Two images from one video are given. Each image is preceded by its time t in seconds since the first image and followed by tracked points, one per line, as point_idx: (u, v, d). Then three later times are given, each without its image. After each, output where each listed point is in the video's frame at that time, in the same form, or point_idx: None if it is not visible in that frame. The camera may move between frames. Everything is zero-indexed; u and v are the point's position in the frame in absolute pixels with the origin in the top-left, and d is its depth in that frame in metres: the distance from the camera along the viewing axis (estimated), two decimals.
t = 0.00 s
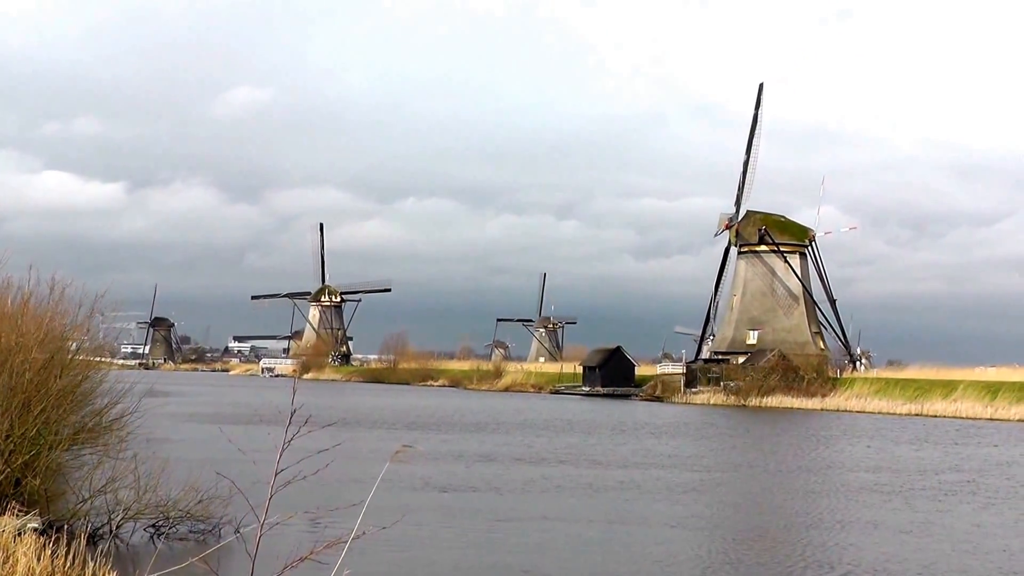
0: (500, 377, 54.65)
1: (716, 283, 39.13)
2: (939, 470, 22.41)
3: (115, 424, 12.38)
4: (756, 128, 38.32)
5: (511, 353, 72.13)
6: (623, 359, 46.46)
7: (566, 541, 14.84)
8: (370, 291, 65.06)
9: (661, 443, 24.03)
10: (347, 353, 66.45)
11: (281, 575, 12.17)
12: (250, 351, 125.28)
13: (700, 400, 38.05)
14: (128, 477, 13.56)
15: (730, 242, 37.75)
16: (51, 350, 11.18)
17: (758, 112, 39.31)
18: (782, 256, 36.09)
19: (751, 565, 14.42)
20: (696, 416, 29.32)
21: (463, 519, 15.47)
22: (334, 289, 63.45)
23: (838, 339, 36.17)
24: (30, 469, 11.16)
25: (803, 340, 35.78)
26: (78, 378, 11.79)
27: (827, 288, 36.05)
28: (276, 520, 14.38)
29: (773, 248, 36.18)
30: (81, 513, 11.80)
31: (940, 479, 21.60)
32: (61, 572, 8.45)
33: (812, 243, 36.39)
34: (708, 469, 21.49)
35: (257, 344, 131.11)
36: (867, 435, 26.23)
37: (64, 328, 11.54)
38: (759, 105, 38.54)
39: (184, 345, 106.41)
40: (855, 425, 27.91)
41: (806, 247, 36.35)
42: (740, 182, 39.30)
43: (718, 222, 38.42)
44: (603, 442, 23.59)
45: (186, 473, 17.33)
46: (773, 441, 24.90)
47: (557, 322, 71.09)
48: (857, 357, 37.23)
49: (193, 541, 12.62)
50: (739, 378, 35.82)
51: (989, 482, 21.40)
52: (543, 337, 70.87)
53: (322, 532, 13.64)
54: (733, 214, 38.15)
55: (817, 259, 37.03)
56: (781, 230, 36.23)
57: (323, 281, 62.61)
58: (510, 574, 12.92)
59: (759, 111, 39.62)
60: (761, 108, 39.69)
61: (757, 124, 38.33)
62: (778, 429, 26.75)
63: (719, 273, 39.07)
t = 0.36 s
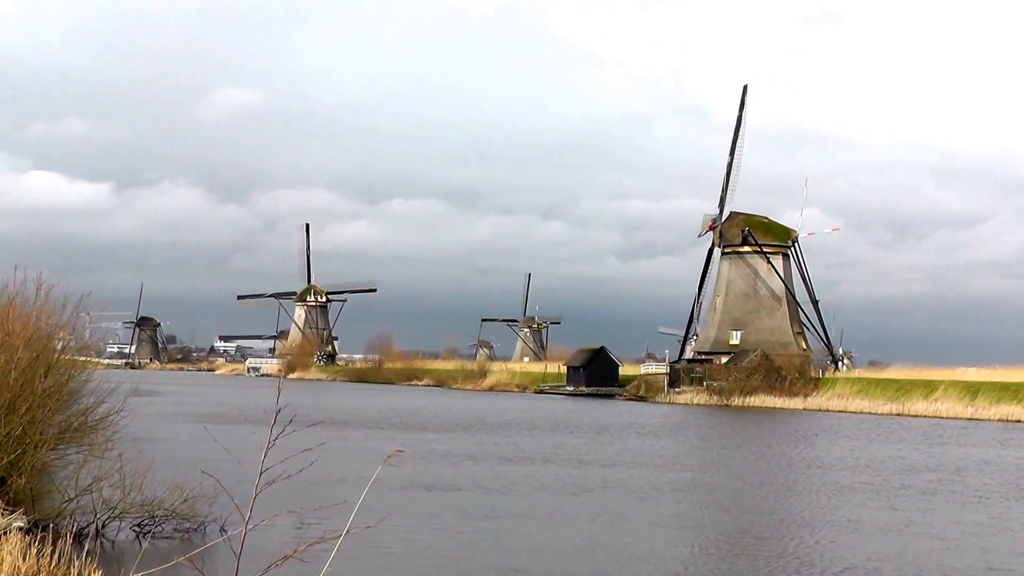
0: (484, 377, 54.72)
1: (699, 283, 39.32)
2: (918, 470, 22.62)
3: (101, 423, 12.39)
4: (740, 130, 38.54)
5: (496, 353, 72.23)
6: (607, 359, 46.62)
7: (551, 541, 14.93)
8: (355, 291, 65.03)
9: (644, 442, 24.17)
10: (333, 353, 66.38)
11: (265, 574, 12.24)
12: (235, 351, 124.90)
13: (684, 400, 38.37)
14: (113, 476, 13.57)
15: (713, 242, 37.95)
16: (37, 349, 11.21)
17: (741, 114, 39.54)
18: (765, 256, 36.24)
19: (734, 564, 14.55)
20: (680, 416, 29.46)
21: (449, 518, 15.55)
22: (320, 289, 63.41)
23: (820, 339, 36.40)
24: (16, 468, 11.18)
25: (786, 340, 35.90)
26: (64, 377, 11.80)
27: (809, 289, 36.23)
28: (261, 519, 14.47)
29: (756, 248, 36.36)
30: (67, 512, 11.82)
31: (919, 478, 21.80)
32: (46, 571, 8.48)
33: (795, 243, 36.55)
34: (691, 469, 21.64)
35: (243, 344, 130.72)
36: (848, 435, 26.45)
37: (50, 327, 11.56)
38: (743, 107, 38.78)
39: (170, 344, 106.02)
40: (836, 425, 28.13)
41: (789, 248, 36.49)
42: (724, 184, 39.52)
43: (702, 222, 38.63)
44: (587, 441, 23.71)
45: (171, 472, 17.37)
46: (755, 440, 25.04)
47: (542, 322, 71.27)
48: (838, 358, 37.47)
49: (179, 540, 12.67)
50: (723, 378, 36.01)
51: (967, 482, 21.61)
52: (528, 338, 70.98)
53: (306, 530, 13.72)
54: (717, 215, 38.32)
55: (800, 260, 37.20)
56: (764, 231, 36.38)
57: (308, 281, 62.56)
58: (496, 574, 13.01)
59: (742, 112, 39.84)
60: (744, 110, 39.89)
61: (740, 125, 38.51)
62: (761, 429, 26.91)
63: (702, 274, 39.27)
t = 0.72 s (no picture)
0: (469, 377, 54.79)
1: (682, 283, 39.53)
2: (899, 468, 22.81)
3: (87, 422, 12.43)
4: (723, 131, 38.78)
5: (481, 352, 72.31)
6: (591, 359, 46.77)
7: (537, 539, 15.01)
8: (340, 291, 65.04)
9: (625, 440, 24.32)
10: (318, 353, 66.33)
11: (249, 573, 12.29)
12: (221, 351, 124.57)
13: (668, 399, 38.52)
14: (98, 474, 13.60)
15: (696, 242, 38.17)
16: (23, 349, 11.24)
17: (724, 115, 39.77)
18: (748, 256, 36.50)
19: (719, 561, 14.67)
20: (662, 414, 29.63)
21: (434, 516, 15.61)
22: (305, 289, 63.35)
23: (802, 339, 36.66)
24: (2, 468, 11.22)
25: (769, 340, 36.15)
26: (49, 377, 11.83)
27: (791, 288, 36.47)
28: (245, 517, 14.56)
29: (739, 248, 36.61)
30: (53, 511, 11.86)
31: (898, 476, 21.99)
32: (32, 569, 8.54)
33: (778, 244, 36.82)
34: (673, 467, 21.78)
35: (228, 343, 130.43)
36: (828, 433, 26.67)
37: (35, 327, 11.59)
38: (726, 108, 39.00)
39: (156, 344, 105.81)
40: (817, 423, 28.34)
41: (772, 248, 36.76)
42: (707, 184, 39.73)
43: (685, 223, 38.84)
44: (568, 439, 23.85)
45: (156, 470, 17.39)
46: (738, 439, 25.19)
47: (525, 321, 71.44)
48: (820, 357, 37.75)
49: (163, 539, 12.73)
50: (705, 377, 36.14)
51: (946, 479, 21.82)
52: (512, 337, 71.10)
53: (291, 529, 13.79)
54: (700, 215, 38.52)
55: (782, 260, 37.50)
56: (746, 231, 36.65)
57: (294, 280, 62.51)
58: (481, 572, 13.08)
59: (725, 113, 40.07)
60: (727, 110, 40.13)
61: (723, 126, 38.75)
62: (744, 427, 27.06)
63: (686, 274, 39.48)
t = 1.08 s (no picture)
0: (453, 376, 54.85)
1: (665, 283, 39.76)
2: (879, 464, 23.07)
3: (74, 421, 12.49)
4: (705, 132, 39.06)
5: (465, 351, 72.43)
6: (574, 358, 46.97)
7: (523, 536, 15.18)
8: (325, 290, 65.03)
9: (605, 438, 24.46)
10: (303, 352, 66.27)
11: (236, 570, 12.40)
12: (207, 350, 124.24)
13: (651, 398, 38.62)
14: (84, 473, 13.67)
15: (679, 242, 38.41)
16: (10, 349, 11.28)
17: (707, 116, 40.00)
18: (731, 256, 36.77)
19: (703, 557, 14.85)
20: (645, 412, 29.79)
21: (420, 514, 15.74)
22: (290, 288, 63.29)
23: (784, 337, 36.93)
24: None
25: (751, 338, 36.37)
26: (36, 376, 11.88)
27: (774, 287, 36.72)
28: (231, 516, 14.65)
29: (722, 248, 36.85)
30: (39, 510, 11.92)
31: (878, 473, 22.24)
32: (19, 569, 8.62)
33: (760, 243, 37.14)
34: (653, 464, 21.94)
35: (214, 342, 130.09)
36: (807, 431, 26.89)
37: (22, 327, 11.64)
38: (707, 109, 39.22)
39: (141, 343, 105.46)
40: (798, 421, 28.56)
41: (754, 247, 37.07)
42: (690, 184, 39.95)
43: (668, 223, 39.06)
44: (549, 438, 23.98)
45: (143, 469, 17.48)
46: (719, 436, 25.42)
47: (509, 320, 71.63)
48: (802, 356, 38.04)
49: (149, 538, 12.82)
50: (690, 375, 36.37)
51: (925, 475, 22.10)
52: (496, 336, 71.24)
53: (277, 526, 13.89)
54: (683, 214, 38.75)
55: (764, 260, 37.83)
56: (729, 231, 36.90)
57: (279, 280, 62.45)
58: (468, 569, 13.21)
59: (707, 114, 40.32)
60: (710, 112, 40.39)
61: (706, 126, 39.01)
62: (726, 425, 27.29)
63: (668, 274, 39.69)
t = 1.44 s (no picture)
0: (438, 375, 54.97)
1: (648, 282, 39.97)
2: (860, 461, 23.32)
3: (60, 420, 12.53)
4: (687, 131, 39.22)
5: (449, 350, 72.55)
6: (559, 356, 47.20)
7: (507, 532, 15.33)
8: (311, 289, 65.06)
9: (587, 436, 24.62)
10: (289, 351, 66.27)
11: (221, 568, 12.50)
12: (193, 349, 123.96)
13: (635, 395, 39.19)
14: (70, 471, 13.72)
15: (662, 242, 38.62)
16: None
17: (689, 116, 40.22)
18: (713, 255, 36.98)
19: (686, 553, 15.04)
20: (628, 410, 29.97)
21: (405, 511, 15.85)
22: (276, 288, 63.25)
23: (766, 336, 37.19)
24: None
25: (734, 336, 36.56)
26: (22, 375, 11.92)
27: (756, 286, 36.97)
28: (216, 514, 14.73)
29: (704, 247, 37.06)
30: (25, 509, 11.96)
31: (859, 469, 22.48)
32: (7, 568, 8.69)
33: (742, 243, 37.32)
34: (635, 461, 22.10)
35: (200, 341, 129.81)
36: (788, 428, 27.12)
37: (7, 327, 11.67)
38: (689, 109, 39.44)
39: (127, 343, 105.21)
40: (780, 418, 28.79)
41: (737, 247, 37.29)
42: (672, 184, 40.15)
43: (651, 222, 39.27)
44: (532, 435, 24.11)
45: (130, 467, 17.57)
46: (702, 434, 25.61)
47: (494, 319, 71.75)
48: (784, 354, 38.33)
49: (136, 536, 12.89)
50: (671, 373, 36.92)
51: (905, 472, 22.35)
52: (480, 335, 71.38)
53: (263, 524, 13.98)
54: (666, 214, 38.97)
55: (746, 259, 38.04)
56: (711, 230, 37.03)
57: (264, 279, 62.41)
58: (454, 565, 13.37)
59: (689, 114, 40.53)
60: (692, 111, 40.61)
61: (688, 126, 39.22)
62: (708, 422, 27.50)
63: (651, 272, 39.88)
